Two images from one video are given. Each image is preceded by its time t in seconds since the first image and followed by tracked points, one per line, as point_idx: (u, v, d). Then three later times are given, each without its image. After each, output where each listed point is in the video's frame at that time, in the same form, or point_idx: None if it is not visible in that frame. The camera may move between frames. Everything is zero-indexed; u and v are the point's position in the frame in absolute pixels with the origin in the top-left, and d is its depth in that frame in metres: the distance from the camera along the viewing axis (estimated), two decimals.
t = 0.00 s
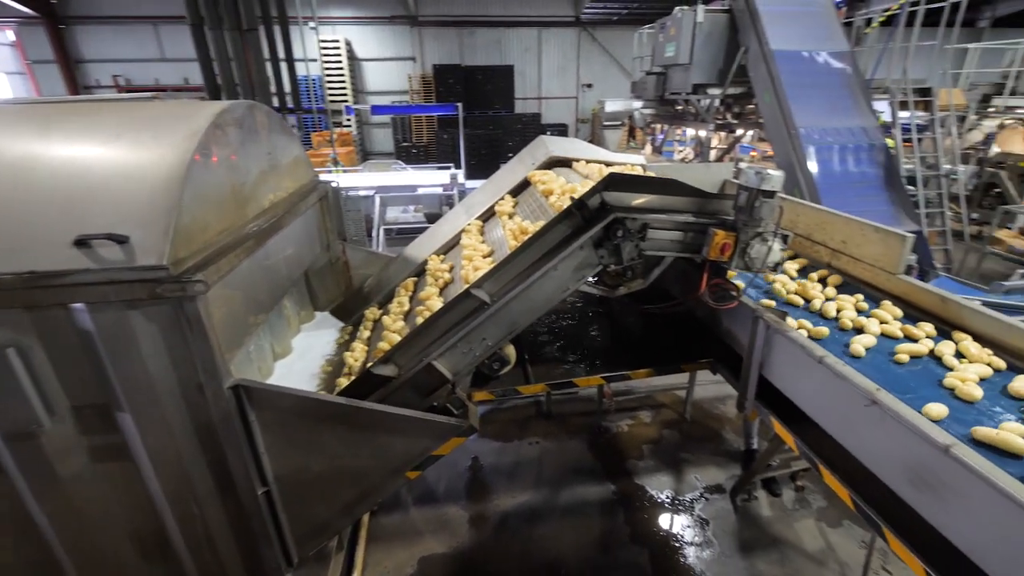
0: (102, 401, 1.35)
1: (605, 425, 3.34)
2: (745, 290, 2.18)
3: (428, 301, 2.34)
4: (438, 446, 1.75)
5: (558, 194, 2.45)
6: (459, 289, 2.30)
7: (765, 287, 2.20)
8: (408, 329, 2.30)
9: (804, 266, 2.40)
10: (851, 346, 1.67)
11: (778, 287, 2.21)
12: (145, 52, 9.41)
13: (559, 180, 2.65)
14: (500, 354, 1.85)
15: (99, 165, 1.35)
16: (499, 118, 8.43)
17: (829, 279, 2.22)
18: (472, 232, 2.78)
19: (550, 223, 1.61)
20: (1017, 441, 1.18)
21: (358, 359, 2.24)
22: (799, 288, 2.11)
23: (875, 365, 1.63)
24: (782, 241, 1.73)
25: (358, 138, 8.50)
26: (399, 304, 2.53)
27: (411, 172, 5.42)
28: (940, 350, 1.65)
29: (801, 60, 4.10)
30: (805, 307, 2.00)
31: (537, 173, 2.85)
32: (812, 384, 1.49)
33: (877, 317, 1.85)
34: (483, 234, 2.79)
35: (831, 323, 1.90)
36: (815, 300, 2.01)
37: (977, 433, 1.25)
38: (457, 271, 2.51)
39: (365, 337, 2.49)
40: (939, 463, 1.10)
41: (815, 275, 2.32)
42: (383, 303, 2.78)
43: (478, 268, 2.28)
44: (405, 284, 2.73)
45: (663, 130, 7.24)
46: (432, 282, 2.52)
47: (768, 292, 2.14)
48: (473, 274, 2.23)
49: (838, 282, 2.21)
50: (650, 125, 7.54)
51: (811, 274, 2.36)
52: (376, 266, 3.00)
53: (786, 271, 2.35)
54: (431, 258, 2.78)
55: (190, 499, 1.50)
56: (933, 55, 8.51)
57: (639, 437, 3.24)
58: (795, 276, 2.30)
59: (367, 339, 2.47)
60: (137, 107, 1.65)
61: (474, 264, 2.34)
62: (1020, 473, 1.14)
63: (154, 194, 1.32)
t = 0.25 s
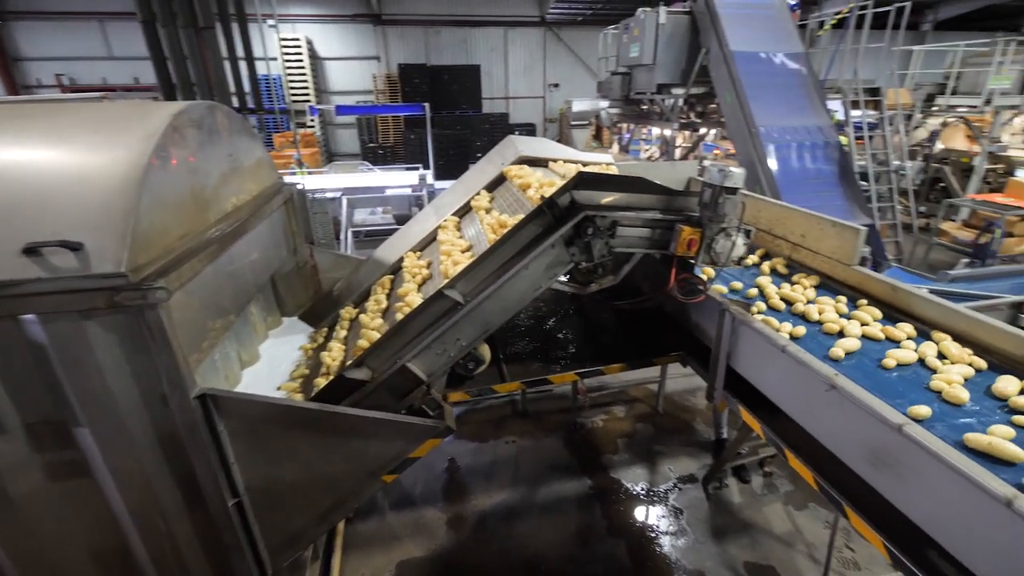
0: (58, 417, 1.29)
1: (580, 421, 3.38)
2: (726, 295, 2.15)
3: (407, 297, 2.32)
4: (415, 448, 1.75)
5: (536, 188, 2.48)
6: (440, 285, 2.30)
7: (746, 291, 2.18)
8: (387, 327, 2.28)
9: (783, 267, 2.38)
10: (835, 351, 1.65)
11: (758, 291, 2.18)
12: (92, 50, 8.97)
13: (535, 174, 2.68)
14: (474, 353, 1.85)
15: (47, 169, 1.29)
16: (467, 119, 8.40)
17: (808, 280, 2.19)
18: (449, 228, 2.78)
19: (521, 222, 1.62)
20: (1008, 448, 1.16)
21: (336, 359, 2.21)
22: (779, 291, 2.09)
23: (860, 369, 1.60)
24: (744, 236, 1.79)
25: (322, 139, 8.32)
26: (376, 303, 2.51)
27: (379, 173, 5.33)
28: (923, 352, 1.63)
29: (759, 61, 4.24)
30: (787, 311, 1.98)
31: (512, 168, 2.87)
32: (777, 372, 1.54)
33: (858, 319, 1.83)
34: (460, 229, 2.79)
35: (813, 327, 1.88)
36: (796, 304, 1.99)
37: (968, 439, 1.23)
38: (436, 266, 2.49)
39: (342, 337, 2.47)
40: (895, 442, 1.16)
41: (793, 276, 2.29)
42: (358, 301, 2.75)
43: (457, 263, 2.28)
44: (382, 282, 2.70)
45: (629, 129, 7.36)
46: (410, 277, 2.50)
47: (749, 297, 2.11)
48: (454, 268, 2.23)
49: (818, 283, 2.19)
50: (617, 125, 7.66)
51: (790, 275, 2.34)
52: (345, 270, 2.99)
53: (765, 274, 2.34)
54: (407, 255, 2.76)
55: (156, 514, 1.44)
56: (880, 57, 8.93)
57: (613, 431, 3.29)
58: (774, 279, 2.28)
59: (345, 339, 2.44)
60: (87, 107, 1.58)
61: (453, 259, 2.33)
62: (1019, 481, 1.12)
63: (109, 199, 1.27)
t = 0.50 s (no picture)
0: (5, 437, 1.21)
1: (555, 419, 3.40)
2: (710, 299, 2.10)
3: (385, 293, 2.28)
4: (390, 452, 1.72)
5: (511, 183, 2.50)
6: (418, 281, 2.28)
7: (728, 294, 2.14)
8: (365, 324, 2.25)
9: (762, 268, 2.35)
10: (824, 357, 1.62)
11: (740, 294, 2.15)
12: (33, 49, 8.51)
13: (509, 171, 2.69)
14: (448, 355, 1.85)
15: None
16: (434, 119, 8.34)
17: (788, 282, 2.17)
18: (424, 224, 2.77)
19: (492, 221, 1.62)
20: (1005, 456, 1.14)
21: (312, 359, 2.17)
22: (762, 294, 2.06)
23: (850, 376, 1.57)
24: (710, 232, 1.84)
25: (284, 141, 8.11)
26: (352, 302, 2.47)
27: (345, 175, 5.23)
28: (909, 355, 1.62)
29: (720, 62, 4.36)
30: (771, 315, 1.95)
31: (487, 163, 2.88)
32: (743, 362, 1.59)
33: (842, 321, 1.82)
34: (436, 225, 2.79)
35: (798, 331, 1.85)
36: (779, 308, 1.96)
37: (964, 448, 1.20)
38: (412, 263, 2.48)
39: (316, 338, 2.43)
40: (853, 425, 1.21)
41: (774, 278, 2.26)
42: (333, 302, 2.71)
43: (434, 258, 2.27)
44: (357, 281, 2.67)
45: (596, 129, 7.45)
46: (386, 275, 2.47)
47: (731, 301, 2.08)
48: (432, 263, 2.22)
49: (798, 284, 2.17)
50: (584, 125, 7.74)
51: (768, 276, 2.32)
52: (312, 274, 2.93)
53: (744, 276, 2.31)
54: (382, 252, 2.72)
55: (117, 534, 1.38)
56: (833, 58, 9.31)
57: (588, 427, 3.32)
58: (754, 281, 2.25)
59: (320, 339, 2.41)
60: (30, 108, 1.49)
61: (430, 254, 2.32)
62: None
63: (58, 205, 1.21)
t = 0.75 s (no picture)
0: None
1: (528, 416, 3.42)
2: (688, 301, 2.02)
3: (358, 289, 2.25)
4: (362, 456, 1.71)
5: (483, 177, 2.50)
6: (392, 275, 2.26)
7: (706, 296, 2.09)
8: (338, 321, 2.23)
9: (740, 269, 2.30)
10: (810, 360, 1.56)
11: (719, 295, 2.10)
12: None
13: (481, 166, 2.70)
14: (419, 355, 1.83)
15: None
16: (399, 118, 8.24)
17: (767, 282, 2.13)
18: (397, 219, 2.76)
19: (460, 220, 1.62)
20: (999, 457, 1.10)
21: (284, 358, 2.16)
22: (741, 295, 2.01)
23: (837, 379, 1.52)
24: (673, 227, 1.88)
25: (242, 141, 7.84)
26: (323, 300, 2.43)
27: (307, 176, 5.10)
28: (893, 355, 1.58)
29: (680, 61, 4.46)
30: (751, 316, 1.90)
31: (460, 158, 2.87)
32: (708, 353, 1.63)
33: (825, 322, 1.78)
34: (408, 220, 2.78)
35: (780, 332, 1.80)
36: (760, 309, 1.91)
37: (958, 450, 1.16)
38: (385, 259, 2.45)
39: (287, 338, 2.39)
40: (811, 408, 1.26)
41: (754, 279, 2.22)
42: (303, 301, 2.68)
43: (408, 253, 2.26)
44: (328, 278, 2.64)
45: (562, 127, 7.51)
46: (359, 272, 2.44)
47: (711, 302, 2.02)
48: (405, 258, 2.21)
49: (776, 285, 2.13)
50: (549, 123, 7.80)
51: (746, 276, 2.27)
52: (276, 277, 2.83)
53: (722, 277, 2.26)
54: (354, 250, 2.70)
55: (70, 556, 1.31)
56: (786, 57, 9.66)
57: (560, 423, 3.35)
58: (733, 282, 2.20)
59: (292, 338, 2.39)
60: None
61: (404, 249, 2.31)
62: (1020, 495, 1.06)
63: None
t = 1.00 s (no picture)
0: None
1: (501, 415, 3.42)
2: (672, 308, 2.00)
3: (330, 287, 2.20)
4: (331, 462, 1.69)
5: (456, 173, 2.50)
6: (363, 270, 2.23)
7: (688, 300, 2.08)
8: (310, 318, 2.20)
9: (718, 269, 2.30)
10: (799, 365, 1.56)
11: (700, 298, 2.09)
12: None
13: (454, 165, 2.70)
14: (387, 358, 1.80)
15: None
16: (362, 119, 8.10)
17: (746, 284, 2.13)
18: (367, 216, 2.73)
19: (425, 221, 1.61)
20: (993, 465, 1.11)
21: (254, 360, 2.12)
22: (723, 299, 2.01)
23: (826, 384, 1.52)
24: (636, 224, 1.92)
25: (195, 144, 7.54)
26: (293, 300, 2.37)
27: (266, 179, 4.95)
28: (877, 356, 1.59)
29: (641, 62, 4.56)
30: (735, 320, 1.89)
31: (435, 157, 2.87)
32: (673, 344, 1.67)
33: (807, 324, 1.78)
34: (379, 217, 2.76)
35: (765, 336, 1.80)
36: (743, 313, 1.90)
37: (951, 457, 1.17)
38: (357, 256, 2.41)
39: (256, 339, 2.32)
40: (769, 394, 1.31)
41: (732, 279, 2.22)
42: (271, 302, 2.61)
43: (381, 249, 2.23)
44: (298, 277, 2.59)
45: (527, 127, 7.55)
46: (330, 271, 2.39)
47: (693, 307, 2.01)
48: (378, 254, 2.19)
49: (755, 286, 2.13)
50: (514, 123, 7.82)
51: (724, 276, 2.27)
52: (235, 283, 2.75)
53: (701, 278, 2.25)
54: (323, 248, 2.66)
55: None
56: (741, 58, 9.98)
57: (533, 421, 3.37)
58: (712, 283, 2.20)
59: (261, 339, 2.32)
60: None
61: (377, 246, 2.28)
62: (1016, 501, 1.08)
63: None
